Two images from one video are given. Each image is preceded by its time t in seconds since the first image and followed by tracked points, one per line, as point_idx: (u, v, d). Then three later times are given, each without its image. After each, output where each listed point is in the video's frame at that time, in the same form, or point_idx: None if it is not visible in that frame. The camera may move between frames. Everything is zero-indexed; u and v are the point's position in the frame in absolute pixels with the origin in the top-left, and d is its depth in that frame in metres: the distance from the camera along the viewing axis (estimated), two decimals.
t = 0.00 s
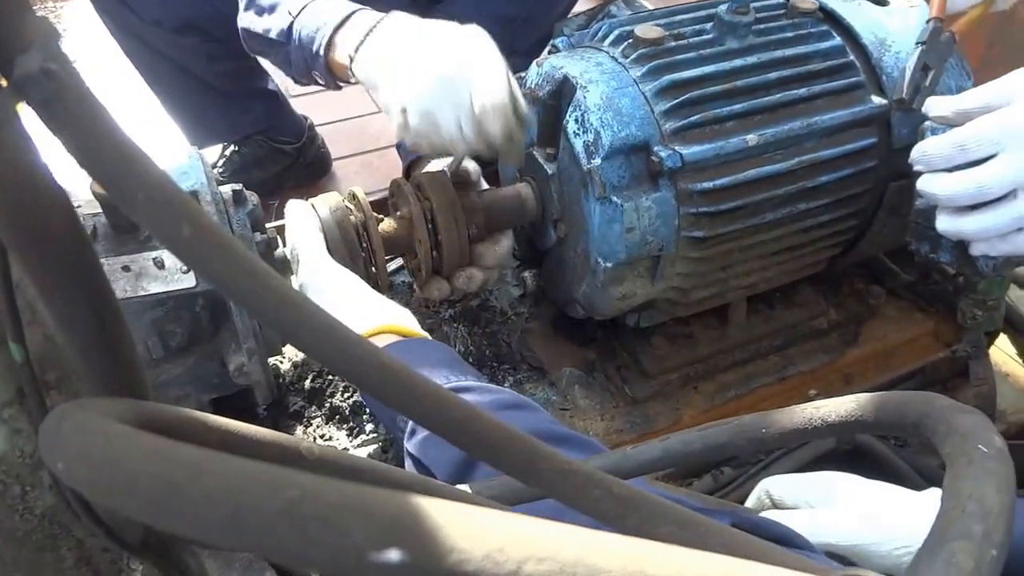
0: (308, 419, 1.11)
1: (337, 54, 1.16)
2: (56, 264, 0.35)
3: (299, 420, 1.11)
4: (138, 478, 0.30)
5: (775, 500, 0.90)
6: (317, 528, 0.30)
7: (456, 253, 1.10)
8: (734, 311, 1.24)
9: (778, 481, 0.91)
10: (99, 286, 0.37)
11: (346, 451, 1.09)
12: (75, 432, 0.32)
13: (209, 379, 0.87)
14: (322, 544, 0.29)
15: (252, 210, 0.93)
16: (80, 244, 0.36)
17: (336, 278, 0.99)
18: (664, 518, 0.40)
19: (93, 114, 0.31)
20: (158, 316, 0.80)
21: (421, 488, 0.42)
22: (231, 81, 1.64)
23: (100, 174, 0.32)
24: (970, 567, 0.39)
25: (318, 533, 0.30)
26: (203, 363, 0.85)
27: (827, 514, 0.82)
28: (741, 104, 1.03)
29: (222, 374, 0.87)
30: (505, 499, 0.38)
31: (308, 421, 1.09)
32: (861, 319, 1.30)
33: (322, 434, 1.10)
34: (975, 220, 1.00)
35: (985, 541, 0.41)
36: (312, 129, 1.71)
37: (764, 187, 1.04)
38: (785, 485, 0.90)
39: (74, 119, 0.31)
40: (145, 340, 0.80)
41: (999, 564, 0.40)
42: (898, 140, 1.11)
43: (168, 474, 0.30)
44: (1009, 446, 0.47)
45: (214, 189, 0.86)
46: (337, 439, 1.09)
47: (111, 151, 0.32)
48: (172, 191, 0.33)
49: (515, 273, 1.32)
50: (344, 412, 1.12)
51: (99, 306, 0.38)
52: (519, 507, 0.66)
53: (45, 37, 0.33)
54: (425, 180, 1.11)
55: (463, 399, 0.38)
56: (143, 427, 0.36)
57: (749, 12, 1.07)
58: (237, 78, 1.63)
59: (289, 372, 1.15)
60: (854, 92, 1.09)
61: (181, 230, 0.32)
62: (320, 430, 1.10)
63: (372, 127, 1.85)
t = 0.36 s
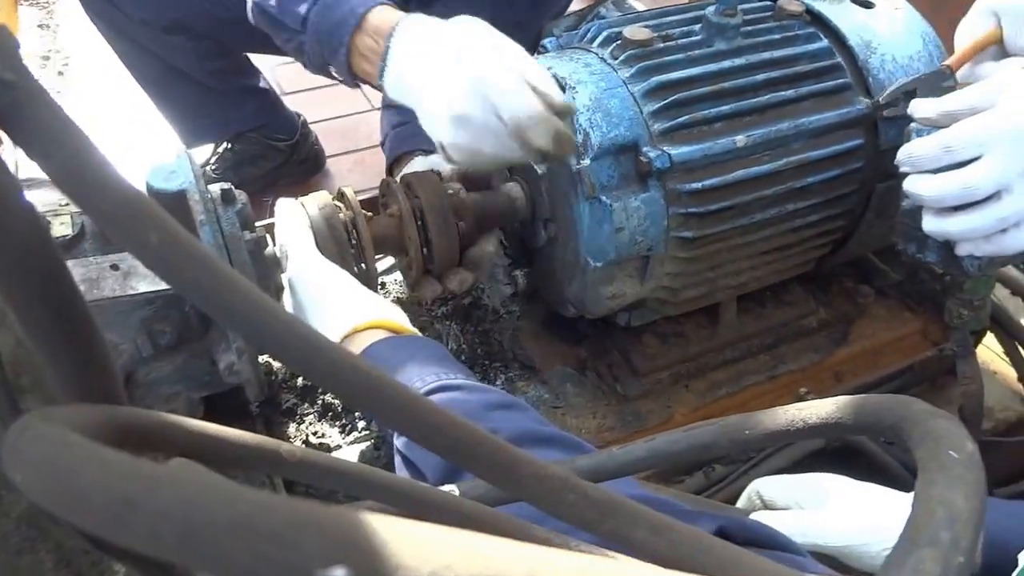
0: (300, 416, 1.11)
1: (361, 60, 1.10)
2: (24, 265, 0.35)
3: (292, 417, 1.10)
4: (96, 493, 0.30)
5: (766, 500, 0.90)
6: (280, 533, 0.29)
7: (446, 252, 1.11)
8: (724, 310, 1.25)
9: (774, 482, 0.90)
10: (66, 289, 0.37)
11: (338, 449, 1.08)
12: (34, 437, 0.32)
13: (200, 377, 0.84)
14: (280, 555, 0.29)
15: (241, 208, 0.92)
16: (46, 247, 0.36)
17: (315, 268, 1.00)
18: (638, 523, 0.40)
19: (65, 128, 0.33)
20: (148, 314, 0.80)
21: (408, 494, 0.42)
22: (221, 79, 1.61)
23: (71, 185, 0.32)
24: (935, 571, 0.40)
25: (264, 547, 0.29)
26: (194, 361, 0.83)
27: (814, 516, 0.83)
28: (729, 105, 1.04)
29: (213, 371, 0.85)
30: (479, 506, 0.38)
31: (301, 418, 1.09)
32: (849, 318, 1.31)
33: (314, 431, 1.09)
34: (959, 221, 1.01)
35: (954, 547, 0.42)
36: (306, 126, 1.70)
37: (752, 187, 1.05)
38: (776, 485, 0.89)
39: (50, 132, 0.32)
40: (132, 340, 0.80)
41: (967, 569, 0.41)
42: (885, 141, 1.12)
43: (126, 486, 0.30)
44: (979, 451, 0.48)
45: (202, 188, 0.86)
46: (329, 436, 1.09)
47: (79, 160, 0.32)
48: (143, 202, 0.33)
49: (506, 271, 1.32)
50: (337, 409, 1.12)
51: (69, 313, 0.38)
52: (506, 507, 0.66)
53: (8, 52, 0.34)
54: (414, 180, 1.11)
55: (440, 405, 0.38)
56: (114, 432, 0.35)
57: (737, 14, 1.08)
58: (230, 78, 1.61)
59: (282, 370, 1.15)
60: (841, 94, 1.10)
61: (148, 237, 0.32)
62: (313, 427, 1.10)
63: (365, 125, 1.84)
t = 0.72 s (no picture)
0: (291, 423, 1.10)
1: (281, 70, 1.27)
2: (26, 266, 0.35)
3: (282, 425, 1.09)
4: (112, 492, 0.30)
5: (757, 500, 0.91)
6: (301, 528, 0.30)
7: (441, 256, 1.10)
8: (718, 315, 1.25)
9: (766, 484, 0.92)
10: (72, 292, 0.37)
11: (329, 456, 1.07)
12: (49, 441, 0.32)
13: (189, 382, 0.85)
14: (301, 551, 0.29)
15: (234, 213, 0.91)
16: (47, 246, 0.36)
17: (304, 277, 0.99)
18: (645, 526, 0.40)
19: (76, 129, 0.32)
20: (139, 320, 0.78)
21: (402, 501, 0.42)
22: (213, 77, 1.63)
23: (79, 187, 0.31)
24: (940, 570, 0.40)
25: (291, 543, 0.29)
26: (183, 368, 0.84)
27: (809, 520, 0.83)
28: (724, 110, 1.04)
29: (204, 378, 0.86)
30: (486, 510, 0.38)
31: (292, 425, 1.08)
32: (840, 322, 1.32)
33: (305, 439, 1.09)
34: (950, 226, 1.02)
35: (957, 545, 0.42)
36: (297, 131, 1.68)
37: (746, 192, 1.06)
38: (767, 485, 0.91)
39: (59, 131, 0.31)
40: (123, 345, 0.79)
41: (970, 567, 0.42)
42: (877, 147, 1.13)
43: (141, 487, 0.30)
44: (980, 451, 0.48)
45: (194, 193, 0.85)
46: (320, 443, 1.08)
47: (88, 163, 0.31)
48: (153, 206, 0.32)
49: (499, 275, 1.33)
50: (328, 416, 1.11)
51: (75, 319, 0.37)
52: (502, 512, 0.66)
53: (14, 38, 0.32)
54: (410, 184, 1.11)
55: (444, 405, 0.38)
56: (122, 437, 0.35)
57: (731, 20, 1.09)
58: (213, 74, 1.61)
59: (272, 377, 1.14)
60: (833, 100, 1.11)
61: (160, 241, 0.32)
62: (304, 434, 1.09)
63: (357, 131, 1.84)
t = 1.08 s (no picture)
0: (289, 431, 1.10)
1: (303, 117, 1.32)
2: (24, 272, 0.35)
3: (279, 432, 1.09)
4: (111, 498, 0.30)
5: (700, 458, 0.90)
6: (307, 530, 0.30)
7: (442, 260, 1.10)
8: (718, 319, 1.25)
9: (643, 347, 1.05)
10: (73, 295, 0.37)
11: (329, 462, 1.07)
12: (50, 445, 0.32)
13: (184, 390, 0.85)
14: (311, 552, 0.30)
15: (233, 218, 0.92)
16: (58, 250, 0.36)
17: (300, 288, 0.99)
18: (652, 529, 0.40)
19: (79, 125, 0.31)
20: (135, 326, 0.78)
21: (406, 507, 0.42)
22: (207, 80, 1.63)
23: (81, 186, 0.31)
24: (947, 569, 0.40)
25: (299, 545, 0.30)
26: (180, 374, 0.83)
27: (692, 403, 0.96)
28: (723, 115, 1.05)
29: (198, 387, 0.86)
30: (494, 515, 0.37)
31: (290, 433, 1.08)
32: (840, 326, 1.31)
33: (303, 446, 1.08)
34: (950, 229, 1.02)
35: (964, 544, 0.41)
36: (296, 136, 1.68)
37: (746, 196, 1.06)
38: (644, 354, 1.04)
39: (59, 128, 0.31)
40: (119, 351, 0.79)
41: (976, 566, 0.41)
42: (875, 151, 1.13)
43: (141, 493, 0.30)
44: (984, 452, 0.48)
45: (192, 197, 0.85)
46: (318, 451, 1.07)
47: (91, 161, 0.31)
48: (156, 207, 0.32)
49: (499, 279, 1.28)
50: (327, 422, 1.11)
51: (75, 322, 0.37)
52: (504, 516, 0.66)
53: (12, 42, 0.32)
54: (410, 189, 1.11)
55: (448, 409, 0.38)
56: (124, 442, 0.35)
57: (730, 26, 1.09)
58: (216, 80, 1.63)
59: (269, 383, 1.13)
60: (832, 105, 1.12)
61: (168, 245, 0.32)
62: (302, 441, 1.09)
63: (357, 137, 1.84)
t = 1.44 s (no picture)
0: (295, 436, 1.09)
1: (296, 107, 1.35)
2: (20, 272, 0.35)
3: (285, 437, 1.09)
4: (110, 496, 0.30)
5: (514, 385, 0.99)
6: (300, 531, 0.30)
7: (446, 264, 1.10)
8: (721, 322, 1.25)
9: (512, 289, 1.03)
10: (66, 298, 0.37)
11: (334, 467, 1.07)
12: (45, 441, 0.32)
13: (191, 395, 0.85)
14: (303, 553, 0.30)
15: (237, 224, 0.92)
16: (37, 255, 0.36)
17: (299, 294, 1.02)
18: (649, 529, 0.40)
19: (64, 119, 0.31)
20: (141, 331, 0.79)
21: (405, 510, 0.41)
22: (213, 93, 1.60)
23: (74, 192, 0.31)
24: (949, 569, 0.40)
25: (289, 546, 0.30)
26: (186, 379, 0.83)
27: (488, 348, 0.97)
28: (724, 118, 1.04)
29: (207, 391, 0.85)
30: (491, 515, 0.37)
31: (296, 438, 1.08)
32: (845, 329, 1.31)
33: (309, 451, 1.08)
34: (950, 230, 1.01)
35: (965, 545, 0.41)
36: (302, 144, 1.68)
37: (748, 199, 1.05)
38: (477, 291, 1.05)
39: (49, 131, 0.31)
40: (126, 356, 0.79)
41: (978, 567, 0.41)
42: (878, 153, 1.13)
43: (138, 491, 0.31)
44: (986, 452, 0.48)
45: (197, 203, 0.85)
46: (324, 456, 1.07)
47: (80, 159, 0.31)
48: (145, 203, 0.32)
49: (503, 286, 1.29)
50: (332, 427, 1.11)
51: (68, 327, 0.37)
52: (506, 519, 0.65)
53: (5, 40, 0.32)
54: (413, 193, 1.12)
55: (445, 410, 0.38)
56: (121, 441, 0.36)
57: (731, 29, 1.09)
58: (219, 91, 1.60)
59: (276, 388, 1.14)
60: (835, 107, 1.11)
61: (151, 238, 0.32)
62: (308, 446, 1.09)
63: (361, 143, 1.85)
